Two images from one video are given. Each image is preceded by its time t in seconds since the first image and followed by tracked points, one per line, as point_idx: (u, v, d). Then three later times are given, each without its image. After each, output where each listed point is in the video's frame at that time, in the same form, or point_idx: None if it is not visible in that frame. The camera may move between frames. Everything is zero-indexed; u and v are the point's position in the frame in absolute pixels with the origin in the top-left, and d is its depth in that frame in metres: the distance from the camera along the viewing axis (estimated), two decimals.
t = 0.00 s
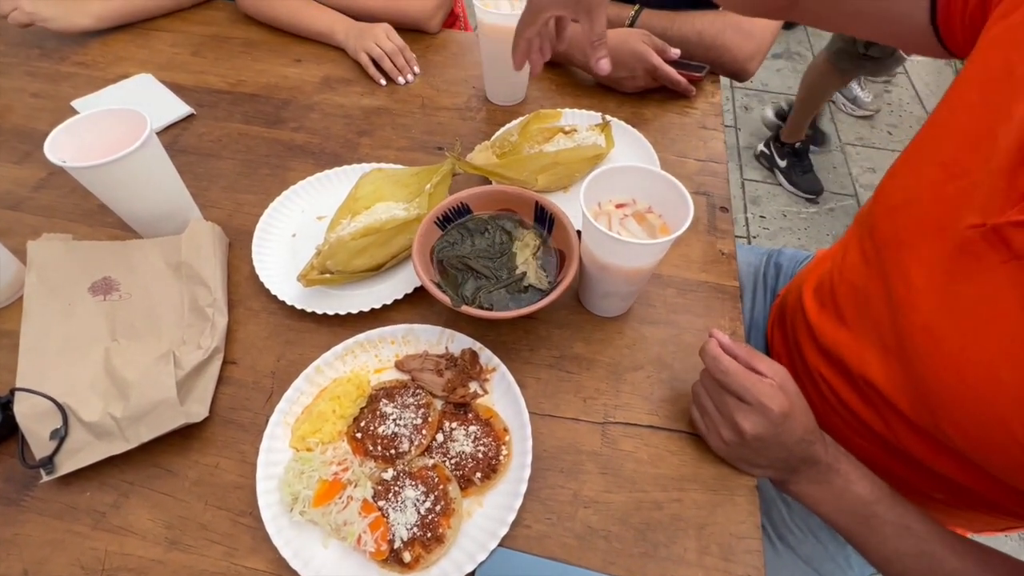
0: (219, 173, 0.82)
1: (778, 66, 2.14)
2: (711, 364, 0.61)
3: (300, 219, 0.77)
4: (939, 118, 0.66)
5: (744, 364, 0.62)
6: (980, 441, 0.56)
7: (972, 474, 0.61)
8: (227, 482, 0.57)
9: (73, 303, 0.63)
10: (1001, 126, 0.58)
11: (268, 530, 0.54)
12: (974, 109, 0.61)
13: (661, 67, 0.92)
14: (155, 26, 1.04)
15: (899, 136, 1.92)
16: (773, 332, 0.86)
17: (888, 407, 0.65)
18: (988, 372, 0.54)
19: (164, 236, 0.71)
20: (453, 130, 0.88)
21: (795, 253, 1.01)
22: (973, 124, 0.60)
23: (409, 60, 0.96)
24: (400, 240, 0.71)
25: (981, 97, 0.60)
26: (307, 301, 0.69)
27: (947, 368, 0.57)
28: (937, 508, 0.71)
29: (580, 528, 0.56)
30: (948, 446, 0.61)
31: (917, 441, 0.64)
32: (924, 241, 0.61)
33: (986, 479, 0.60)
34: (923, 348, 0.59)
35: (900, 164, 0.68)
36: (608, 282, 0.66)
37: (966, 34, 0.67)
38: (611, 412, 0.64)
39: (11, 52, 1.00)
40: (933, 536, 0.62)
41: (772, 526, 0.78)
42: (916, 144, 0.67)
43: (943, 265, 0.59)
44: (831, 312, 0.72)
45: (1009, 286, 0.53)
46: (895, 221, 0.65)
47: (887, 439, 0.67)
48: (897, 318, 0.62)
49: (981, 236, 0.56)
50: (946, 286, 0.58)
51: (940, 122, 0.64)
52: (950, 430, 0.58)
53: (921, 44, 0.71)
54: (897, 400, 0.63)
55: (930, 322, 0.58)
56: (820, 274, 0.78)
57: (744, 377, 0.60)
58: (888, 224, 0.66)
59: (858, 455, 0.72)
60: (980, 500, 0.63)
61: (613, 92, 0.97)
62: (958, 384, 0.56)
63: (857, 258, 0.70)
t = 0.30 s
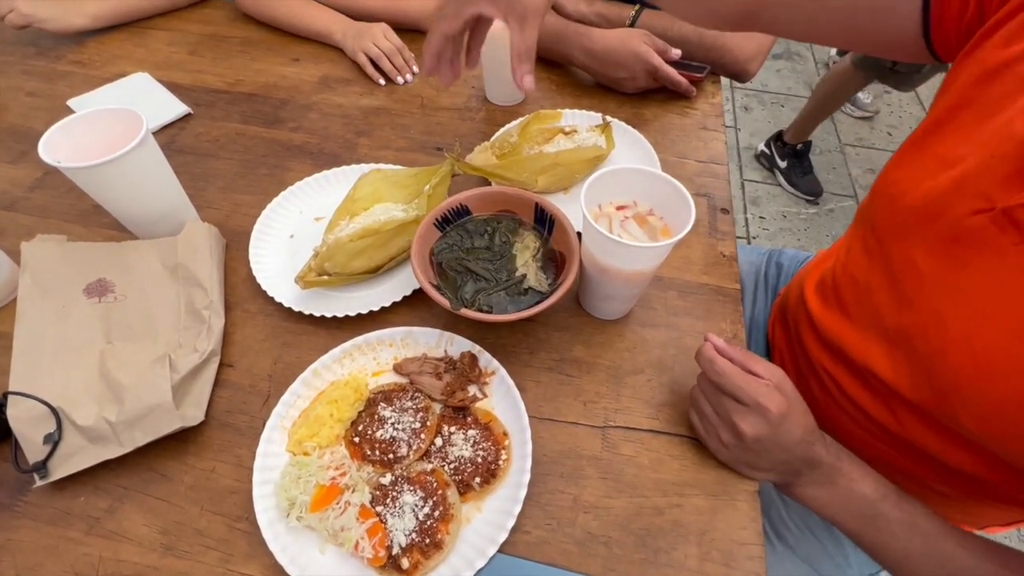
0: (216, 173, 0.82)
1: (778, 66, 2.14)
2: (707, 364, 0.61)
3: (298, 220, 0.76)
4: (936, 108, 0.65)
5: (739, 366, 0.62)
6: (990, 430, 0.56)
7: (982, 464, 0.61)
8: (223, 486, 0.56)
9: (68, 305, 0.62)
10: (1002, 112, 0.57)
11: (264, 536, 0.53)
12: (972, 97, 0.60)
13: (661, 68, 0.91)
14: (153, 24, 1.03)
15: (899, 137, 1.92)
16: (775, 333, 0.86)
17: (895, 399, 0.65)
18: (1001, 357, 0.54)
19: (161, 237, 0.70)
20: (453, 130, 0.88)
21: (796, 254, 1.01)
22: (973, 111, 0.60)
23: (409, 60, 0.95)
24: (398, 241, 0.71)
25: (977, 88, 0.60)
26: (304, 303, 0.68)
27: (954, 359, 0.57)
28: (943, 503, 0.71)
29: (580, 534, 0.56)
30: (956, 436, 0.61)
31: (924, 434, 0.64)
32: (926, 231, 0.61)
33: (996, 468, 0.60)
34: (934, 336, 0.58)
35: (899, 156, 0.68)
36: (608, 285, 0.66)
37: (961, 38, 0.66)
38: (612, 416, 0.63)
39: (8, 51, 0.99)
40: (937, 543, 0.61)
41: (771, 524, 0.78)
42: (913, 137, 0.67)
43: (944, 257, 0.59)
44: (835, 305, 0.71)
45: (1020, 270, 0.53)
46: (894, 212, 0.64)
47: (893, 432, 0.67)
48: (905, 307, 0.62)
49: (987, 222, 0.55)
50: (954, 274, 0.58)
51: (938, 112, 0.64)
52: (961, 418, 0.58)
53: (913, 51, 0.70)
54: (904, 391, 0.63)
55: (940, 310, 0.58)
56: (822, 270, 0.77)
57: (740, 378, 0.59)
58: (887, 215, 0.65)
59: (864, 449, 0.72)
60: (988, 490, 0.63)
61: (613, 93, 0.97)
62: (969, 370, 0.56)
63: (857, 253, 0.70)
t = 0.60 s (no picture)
0: (212, 173, 0.81)
1: (778, 66, 2.13)
2: (706, 367, 0.60)
3: (295, 221, 0.75)
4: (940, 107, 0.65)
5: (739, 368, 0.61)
6: (993, 429, 0.55)
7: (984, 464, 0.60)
8: (218, 493, 0.56)
9: (61, 308, 0.61)
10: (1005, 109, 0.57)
11: (258, 544, 0.52)
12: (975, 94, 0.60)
13: (661, 68, 0.90)
14: (149, 23, 1.02)
15: (899, 137, 1.91)
16: (776, 336, 0.85)
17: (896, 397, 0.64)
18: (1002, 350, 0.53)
19: (155, 239, 0.70)
20: (452, 131, 0.87)
21: (798, 255, 1.00)
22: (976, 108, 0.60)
23: (407, 60, 0.94)
24: (396, 244, 0.70)
25: (983, 85, 0.60)
26: (301, 306, 0.67)
27: (957, 356, 0.56)
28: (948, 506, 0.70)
29: (579, 542, 0.55)
30: (960, 437, 0.60)
31: (926, 433, 0.63)
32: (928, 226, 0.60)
33: (1000, 470, 0.59)
34: (936, 331, 0.58)
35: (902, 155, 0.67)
36: (608, 289, 0.65)
37: (972, 37, 0.65)
38: (611, 421, 0.63)
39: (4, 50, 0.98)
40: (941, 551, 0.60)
41: (773, 532, 0.77)
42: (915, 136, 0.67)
43: (945, 251, 0.58)
44: (837, 304, 0.71)
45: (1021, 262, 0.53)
46: (897, 209, 0.64)
47: (896, 433, 0.66)
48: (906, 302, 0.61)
49: (988, 215, 0.55)
50: (954, 268, 0.57)
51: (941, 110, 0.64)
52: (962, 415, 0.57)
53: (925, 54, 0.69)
54: (906, 387, 0.62)
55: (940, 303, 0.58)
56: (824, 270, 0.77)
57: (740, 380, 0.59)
58: (889, 212, 0.65)
59: (865, 449, 0.71)
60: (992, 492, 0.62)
61: (613, 93, 0.96)
62: (970, 364, 0.55)
63: (859, 252, 0.70)
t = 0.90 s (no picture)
0: (208, 173, 0.80)
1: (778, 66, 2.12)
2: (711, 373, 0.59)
3: (291, 222, 0.75)
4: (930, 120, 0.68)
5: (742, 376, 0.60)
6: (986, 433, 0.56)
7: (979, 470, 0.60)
8: (212, 497, 0.55)
9: (53, 309, 0.61)
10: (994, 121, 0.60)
11: (253, 549, 0.51)
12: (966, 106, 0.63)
13: (661, 68, 0.90)
14: (146, 22, 1.01)
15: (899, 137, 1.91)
16: (776, 338, 0.85)
17: (890, 402, 0.65)
18: (994, 352, 0.54)
19: (150, 239, 0.69)
20: (450, 131, 0.86)
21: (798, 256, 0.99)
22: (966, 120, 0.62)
23: (405, 59, 0.94)
24: (393, 245, 0.69)
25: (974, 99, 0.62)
26: (297, 308, 0.67)
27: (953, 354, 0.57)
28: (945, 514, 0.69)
29: (578, 547, 0.54)
30: (955, 439, 0.60)
31: (919, 438, 0.63)
32: (923, 232, 0.62)
33: (996, 474, 0.59)
34: (929, 333, 0.59)
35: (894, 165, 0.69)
36: (608, 291, 0.64)
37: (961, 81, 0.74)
38: (610, 425, 0.62)
39: None
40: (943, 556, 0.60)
41: (776, 538, 0.76)
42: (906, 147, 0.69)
43: (939, 255, 0.60)
44: (831, 310, 0.72)
45: (1013, 265, 0.54)
46: (892, 216, 0.66)
47: (893, 438, 0.66)
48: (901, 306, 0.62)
49: (980, 220, 0.57)
50: (948, 272, 0.59)
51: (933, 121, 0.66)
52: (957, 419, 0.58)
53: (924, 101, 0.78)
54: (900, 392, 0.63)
55: (935, 306, 0.59)
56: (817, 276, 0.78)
57: (745, 390, 0.58)
58: (883, 218, 0.67)
59: (859, 456, 0.71)
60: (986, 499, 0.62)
61: (613, 93, 0.95)
62: (963, 367, 0.56)
63: (856, 258, 0.71)
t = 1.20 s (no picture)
0: (207, 174, 0.80)
1: (777, 66, 2.12)
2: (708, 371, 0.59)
3: (290, 222, 0.74)
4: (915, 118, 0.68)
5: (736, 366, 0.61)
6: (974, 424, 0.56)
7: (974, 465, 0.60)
8: (210, 498, 0.55)
9: (50, 310, 0.60)
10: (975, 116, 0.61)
11: (251, 551, 0.51)
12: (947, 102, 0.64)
13: (661, 68, 0.90)
14: (144, 22, 1.01)
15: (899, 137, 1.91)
16: (773, 338, 0.85)
17: (882, 397, 0.65)
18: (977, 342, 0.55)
19: (148, 240, 0.69)
20: (450, 131, 0.86)
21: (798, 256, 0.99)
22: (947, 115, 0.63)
23: (404, 59, 0.93)
24: (392, 245, 0.69)
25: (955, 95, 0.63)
26: (296, 308, 0.66)
27: (937, 344, 0.57)
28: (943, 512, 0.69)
29: (577, 548, 0.54)
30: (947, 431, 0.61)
31: (911, 431, 0.64)
32: (907, 225, 0.62)
33: (991, 467, 0.59)
34: (914, 325, 0.60)
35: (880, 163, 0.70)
36: (608, 291, 0.64)
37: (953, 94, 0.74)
38: (609, 426, 0.62)
39: None
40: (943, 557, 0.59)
41: (770, 536, 0.76)
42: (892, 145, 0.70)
43: (922, 248, 0.60)
44: (822, 306, 0.72)
45: (994, 255, 0.55)
46: (876, 211, 0.66)
47: (889, 433, 0.67)
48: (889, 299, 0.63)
49: (961, 212, 0.58)
50: (931, 264, 0.59)
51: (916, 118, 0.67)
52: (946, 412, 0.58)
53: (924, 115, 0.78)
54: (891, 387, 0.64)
55: (918, 299, 0.60)
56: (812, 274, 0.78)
57: (740, 380, 0.59)
58: (869, 213, 0.67)
59: (855, 453, 0.71)
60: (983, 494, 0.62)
61: (613, 93, 0.95)
62: (947, 359, 0.57)
63: (847, 256, 0.71)
